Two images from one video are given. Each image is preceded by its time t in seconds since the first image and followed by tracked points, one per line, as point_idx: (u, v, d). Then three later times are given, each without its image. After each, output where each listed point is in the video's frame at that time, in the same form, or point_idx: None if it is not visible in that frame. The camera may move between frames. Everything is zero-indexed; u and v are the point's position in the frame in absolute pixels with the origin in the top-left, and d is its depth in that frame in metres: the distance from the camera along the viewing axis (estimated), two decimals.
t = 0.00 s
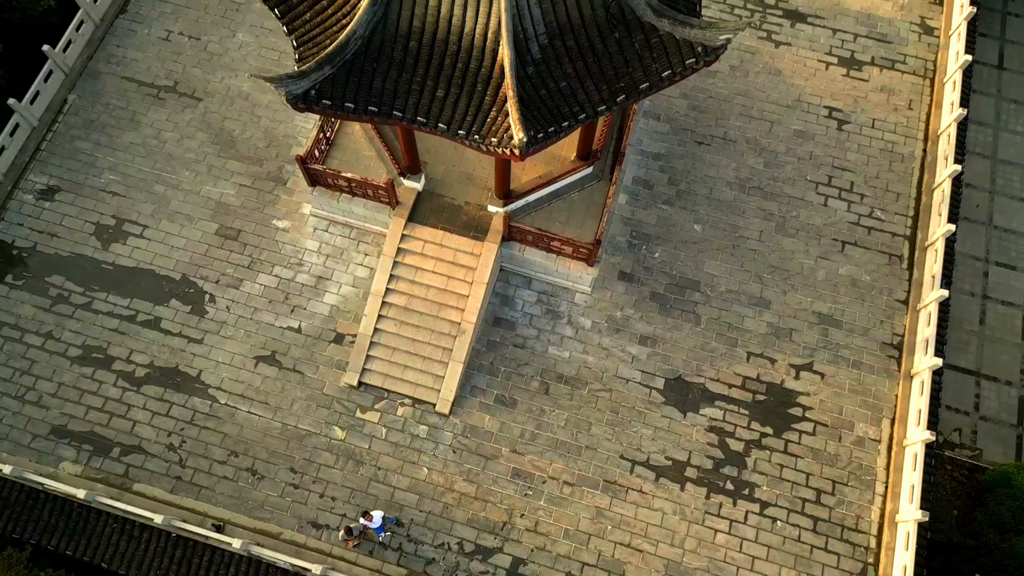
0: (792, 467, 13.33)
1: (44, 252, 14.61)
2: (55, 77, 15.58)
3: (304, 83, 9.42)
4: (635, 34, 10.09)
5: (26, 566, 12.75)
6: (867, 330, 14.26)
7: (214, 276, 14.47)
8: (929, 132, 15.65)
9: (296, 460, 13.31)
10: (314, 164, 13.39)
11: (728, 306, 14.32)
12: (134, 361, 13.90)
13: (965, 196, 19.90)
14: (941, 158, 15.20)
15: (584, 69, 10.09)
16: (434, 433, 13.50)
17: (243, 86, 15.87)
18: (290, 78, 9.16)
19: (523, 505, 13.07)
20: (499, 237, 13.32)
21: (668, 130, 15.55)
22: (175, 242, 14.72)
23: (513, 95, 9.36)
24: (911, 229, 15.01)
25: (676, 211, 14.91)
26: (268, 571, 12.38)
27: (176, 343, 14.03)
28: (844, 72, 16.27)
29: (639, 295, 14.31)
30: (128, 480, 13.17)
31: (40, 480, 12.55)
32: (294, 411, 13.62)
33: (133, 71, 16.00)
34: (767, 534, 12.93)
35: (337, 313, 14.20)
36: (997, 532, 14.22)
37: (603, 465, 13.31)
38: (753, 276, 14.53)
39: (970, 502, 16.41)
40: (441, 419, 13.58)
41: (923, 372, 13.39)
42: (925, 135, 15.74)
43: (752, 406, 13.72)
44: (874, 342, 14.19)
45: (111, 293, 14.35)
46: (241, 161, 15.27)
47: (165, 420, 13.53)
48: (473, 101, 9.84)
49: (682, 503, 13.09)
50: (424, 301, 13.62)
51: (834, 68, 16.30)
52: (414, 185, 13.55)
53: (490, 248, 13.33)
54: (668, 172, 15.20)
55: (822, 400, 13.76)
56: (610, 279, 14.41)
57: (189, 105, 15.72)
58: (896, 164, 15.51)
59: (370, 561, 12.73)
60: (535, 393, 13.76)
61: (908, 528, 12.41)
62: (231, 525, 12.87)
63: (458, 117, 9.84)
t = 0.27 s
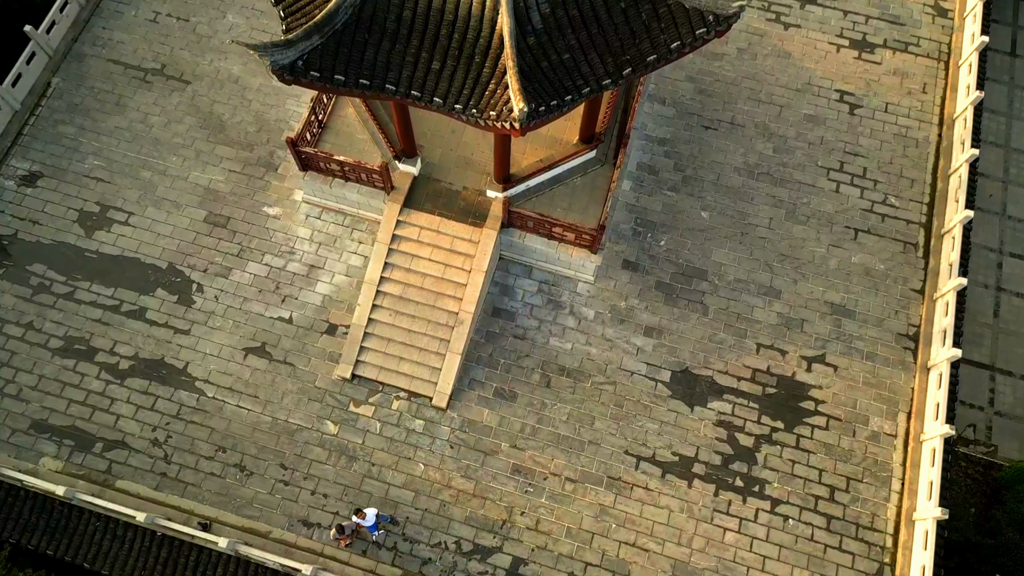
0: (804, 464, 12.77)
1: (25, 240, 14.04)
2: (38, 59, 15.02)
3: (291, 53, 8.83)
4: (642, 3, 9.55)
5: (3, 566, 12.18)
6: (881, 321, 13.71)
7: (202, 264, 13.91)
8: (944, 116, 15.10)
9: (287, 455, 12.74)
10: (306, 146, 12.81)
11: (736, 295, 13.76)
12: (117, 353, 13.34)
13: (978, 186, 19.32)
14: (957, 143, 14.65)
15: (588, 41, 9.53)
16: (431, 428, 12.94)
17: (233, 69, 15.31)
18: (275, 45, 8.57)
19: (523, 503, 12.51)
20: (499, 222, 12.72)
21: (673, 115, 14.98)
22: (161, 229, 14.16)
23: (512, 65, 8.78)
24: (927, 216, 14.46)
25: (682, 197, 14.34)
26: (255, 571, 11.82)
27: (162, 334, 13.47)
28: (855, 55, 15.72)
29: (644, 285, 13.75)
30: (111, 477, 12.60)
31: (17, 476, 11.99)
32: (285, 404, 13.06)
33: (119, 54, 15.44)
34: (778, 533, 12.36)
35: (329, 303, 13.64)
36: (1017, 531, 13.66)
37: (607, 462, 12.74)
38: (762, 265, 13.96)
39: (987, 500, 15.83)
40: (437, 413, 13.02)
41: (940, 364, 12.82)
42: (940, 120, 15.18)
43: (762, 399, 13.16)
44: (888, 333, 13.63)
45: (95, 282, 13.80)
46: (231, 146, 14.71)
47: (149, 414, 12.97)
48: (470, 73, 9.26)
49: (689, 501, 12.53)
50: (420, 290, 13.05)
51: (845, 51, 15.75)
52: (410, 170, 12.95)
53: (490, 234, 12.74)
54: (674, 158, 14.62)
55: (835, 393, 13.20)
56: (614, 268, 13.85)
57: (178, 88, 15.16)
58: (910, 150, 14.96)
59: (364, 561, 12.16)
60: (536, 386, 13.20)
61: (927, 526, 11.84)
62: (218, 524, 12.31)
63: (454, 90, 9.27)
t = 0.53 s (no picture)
0: (822, 484, 12.11)
1: (8, 251, 13.51)
2: (27, 66, 14.61)
3: (280, 43, 8.36)
4: None
5: None
6: (899, 334, 13.11)
7: (192, 275, 13.36)
8: (959, 123, 14.64)
9: (277, 475, 12.09)
10: (299, 151, 12.31)
11: (748, 307, 13.18)
12: (101, 368, 12.74)
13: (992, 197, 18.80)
14: (973, 150, 14.17)
15: (593, 34, 9.09)
16: (429, 446, 12.30)
17: (227, 75, 14.89)
18: (264, 34, 8.09)
19: (526, 526, 11.83)
20: (500, 230, 12.15)
21: (680, 122, 14.52)
22: (150, 239, 13.63)
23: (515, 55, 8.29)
24: (944, 226, 13.93)
25: (690, 206, 13.82)
26: None
27: (148, 347, 12.88)
28: (866, 61, 15.30)
29: (651, 296, 13.18)
30: (91, 498, 11.94)
31: None
32: (275, 422, 12.42)
33: (111, 60, 15.04)
34: (796, 558, 11.67)
35: (323, 315, 13.06)
36: None
37: (614, 482, 12.08)
38: (774, 275, 13.41)
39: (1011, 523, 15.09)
40: (436, 431, 12.39)
41: (963, 379, 12.21)
42: (954, 127, 14.72)
43: (776, 416, 12.52)
44: (907, 346, 13.03)
45: (79, 294, 13.23)
46: (223, 154, 14.23)
47: (133, 432, 12.34)
48: (470, 67, 8.80)
49: (701, 524, 11.85)
50: (418, 301, 12.48)
51: (856, 57, 15.33)
52: (408, 176, 12.46)
53: (490, 242, 12.16)
54: (681, 166, 14.14)
55: (853, 410, 12.57)
56: (619, 279, 13.29)
57: (169, 95, 14.74)
58: (924, 157, 14.47)
59: None
60: (539, 402, 12.58)
61: (954, 551, 11.15)
62: (203, 549, 11.62)
63: (453, 84, 8.79)
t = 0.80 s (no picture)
0: (848, 551, 11.25)
1: None
2: (23, 118, 14.46)
3: (274, 79, 8.06)
4: (656, 33, 8.87)
5: None
6: (922, 388, 12.46)
7: (181, 328, 12.84)
8: (970, 173, 14.35)
9: (262, 542, 11.25)
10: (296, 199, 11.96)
11: (761, 360, 12.58)
12: (81, 425, 12.08)
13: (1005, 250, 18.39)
14: (987, 199, 13.83)
15: (598, 71, 8.81)
16: (426, 509, 11.51)
17: (226, 127, 14.73)
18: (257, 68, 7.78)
19: None
20: (502, 279, 11.69)
21: (685, 172, 14.24)
22: (139, 291, 13.16)
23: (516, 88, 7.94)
24: (961, 276, 13.45)
25: (698, 256, 13.40)
26: None
27: (132, 404, 12.24)
28: (872, 112, 15.14)
29: (660, 349, 12.61)
30: (62, 567, 11.08)
31: None
32: (263, 483, 11.66)
33: (109, 113, 14.91)
34: None
35: (317, 370, 12.47)
36: None
37: (625, 549, 11.23)
38: (788, 328, 12.86)
39: None
40: (434, 493, 11.62)
41: (994, 436, 11.49)
42: (966, 177, 14.42)
43: (796, 476, 11.76)
44: (931, 402, 12.36)
45: (63, 349, 12.68)
46: (219, 205, 13.91)
47: (111, 495, 11.57)
48: (471, 103, 8.48)
49: None
50: (416, 354, 11.92)
51: (861, 108, 15.18)
52: (407, 224, 12.05)
53: (491, 291, 11.68)
54: (688, 216, 13.78)
55: (877, 470, 11.82)
56: (626, 331, 12.76)
57: (167, 147, 14.53)
58: (937, 207, 14.12)
59: None
60: (543, 461, 11.84)
61: None
62: None
63: (454, 121, 8.45)
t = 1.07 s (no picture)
0: None
1: None
2: (18, 172, 14.23)
3: (268, 116, 7.71)
4: (662, 72, 8.60)
5: None
6: (950, 448, 11.74)
7: (168, 386, 12.24)
8: (984, 226, 14.00)
9: None
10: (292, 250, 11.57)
11: (778, 418, 11.91)
12: (56, 489, 11.33)
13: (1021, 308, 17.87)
14: (1004, 252, 13.42)
15: (603, 110, 8.49)
16: None
17: (223, 181, 14.50)
18: (249, 104, 7.44)
19: None
20: (503, 331, 11.21)
21: (691, 225, 13.91)
22: (126, 347, 12.63)
23: (519, 124, 7.60)
24: (983, 330, 12.91)
25: (708, 310, 12.91)
26: None
27: (111, 466, 11.52)
28: (879, 166, 14.92)
29: (671, 407, 11.97)
30: None
31: None
32: (247, 551, 10.82)
33: (105, 168, 14.72)
34: None
35: (308, 429, 11.81)
36: None
37: None
38: (805, 384, 12.24)
39: None
40: (431, 562, 10.77)
41: None
42: (980, 230, 14.06)
43: (821, 544, 10.91)
44: (960, 463, 11.62)
45: (43, 407, 12.05)
46: (213, 259, 13.54)
47: (83, 565, 10.72)
48: (472, 142, 8.14)
49: None
50: (413, 411, 11.29)
51: (868, 162, 14.96)
52: (406, 275, 11.66)
53: (493, 344, 11.18)
54: (695, 269, 13.37)
55: (908, 536, 10.98)
56: (635, 388, 12.15)
57: (162, 201, 14.27)
58: (952, 260, 13.71)
59: None
60: (548, 528, 11.03)
61: None
62: None
63: (454, 160, 8.09)
